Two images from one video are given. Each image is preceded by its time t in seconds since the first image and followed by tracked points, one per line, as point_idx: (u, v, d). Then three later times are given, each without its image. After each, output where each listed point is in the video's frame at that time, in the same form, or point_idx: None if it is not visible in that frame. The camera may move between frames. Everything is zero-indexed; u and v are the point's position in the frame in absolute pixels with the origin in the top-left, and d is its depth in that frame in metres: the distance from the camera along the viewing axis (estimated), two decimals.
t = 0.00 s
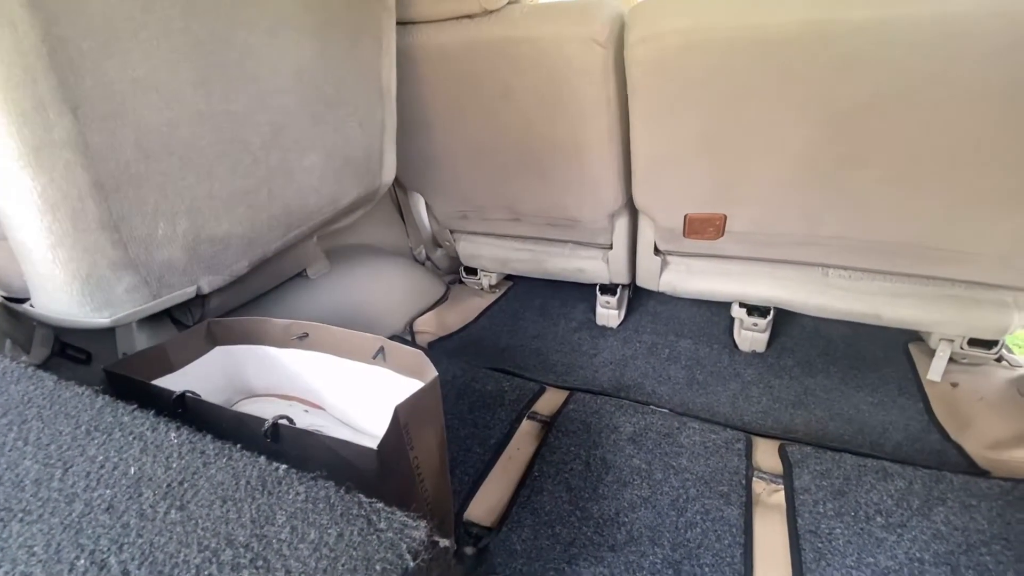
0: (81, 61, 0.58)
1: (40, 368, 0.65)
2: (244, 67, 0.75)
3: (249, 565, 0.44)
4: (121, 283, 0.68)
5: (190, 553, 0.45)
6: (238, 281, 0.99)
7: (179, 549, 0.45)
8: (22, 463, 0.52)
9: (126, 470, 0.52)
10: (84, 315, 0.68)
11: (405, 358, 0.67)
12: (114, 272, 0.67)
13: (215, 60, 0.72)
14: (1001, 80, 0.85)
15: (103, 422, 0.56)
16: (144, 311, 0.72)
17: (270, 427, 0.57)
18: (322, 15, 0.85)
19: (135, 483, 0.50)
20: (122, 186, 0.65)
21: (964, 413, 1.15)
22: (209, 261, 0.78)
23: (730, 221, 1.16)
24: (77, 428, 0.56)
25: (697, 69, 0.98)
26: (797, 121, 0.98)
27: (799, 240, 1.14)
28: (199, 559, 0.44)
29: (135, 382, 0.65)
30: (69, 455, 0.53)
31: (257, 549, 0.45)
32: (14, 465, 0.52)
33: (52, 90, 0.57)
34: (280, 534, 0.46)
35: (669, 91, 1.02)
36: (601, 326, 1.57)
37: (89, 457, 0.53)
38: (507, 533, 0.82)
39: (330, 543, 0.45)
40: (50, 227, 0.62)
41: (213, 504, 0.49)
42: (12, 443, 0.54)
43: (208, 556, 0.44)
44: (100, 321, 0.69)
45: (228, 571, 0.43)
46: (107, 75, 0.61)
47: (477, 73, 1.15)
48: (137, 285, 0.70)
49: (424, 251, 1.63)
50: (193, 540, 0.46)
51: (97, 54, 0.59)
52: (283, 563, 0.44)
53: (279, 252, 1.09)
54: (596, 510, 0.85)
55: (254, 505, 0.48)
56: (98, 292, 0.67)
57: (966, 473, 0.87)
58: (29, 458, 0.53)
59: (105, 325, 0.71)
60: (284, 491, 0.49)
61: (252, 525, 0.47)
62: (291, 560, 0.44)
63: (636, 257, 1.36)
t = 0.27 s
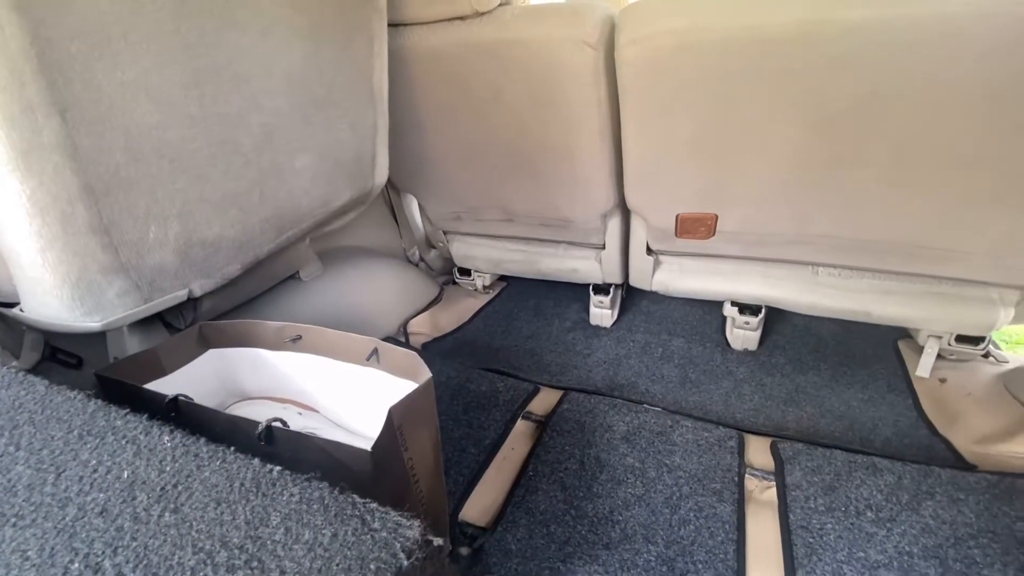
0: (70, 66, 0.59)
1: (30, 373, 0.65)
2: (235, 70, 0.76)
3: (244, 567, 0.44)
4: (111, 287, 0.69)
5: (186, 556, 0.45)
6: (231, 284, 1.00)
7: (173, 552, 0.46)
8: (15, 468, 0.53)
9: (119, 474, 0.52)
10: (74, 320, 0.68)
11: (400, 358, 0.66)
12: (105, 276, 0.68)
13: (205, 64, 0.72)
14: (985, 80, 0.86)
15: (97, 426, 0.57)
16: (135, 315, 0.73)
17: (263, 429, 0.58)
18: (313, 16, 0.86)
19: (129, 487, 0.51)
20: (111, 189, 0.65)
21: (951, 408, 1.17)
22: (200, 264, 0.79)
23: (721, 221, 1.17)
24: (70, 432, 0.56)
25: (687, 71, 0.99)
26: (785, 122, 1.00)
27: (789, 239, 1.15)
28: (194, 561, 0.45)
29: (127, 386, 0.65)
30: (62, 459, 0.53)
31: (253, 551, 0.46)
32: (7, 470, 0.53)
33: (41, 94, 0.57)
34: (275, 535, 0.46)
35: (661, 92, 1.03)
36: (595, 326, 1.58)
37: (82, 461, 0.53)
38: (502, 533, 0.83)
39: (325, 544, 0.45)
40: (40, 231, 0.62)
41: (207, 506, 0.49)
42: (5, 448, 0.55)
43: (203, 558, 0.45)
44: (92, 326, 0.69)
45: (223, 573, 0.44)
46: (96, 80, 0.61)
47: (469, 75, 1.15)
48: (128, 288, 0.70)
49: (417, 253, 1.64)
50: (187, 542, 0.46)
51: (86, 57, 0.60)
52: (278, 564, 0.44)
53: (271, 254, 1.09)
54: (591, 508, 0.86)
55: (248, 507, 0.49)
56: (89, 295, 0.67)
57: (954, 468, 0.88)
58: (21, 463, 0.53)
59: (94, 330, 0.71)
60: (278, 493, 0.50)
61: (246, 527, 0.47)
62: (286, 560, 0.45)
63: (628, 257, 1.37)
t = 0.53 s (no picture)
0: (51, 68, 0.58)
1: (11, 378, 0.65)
2: (218, 71, 0.76)
3: (221, 566, 0.44)
4: (94, 289, 0.69)
5: (162, 556, 0.45)
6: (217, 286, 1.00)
7: (150, 553, 0.46)
8: None
9: (97, 477, 0.52)
10: (55, 323, 0.69)
11: (386, 359, 0.66)
12: (88, 279, 0.67)
13: (187, 65, 0.72)
14: (969, 80, 0.87)
15: (75, 429, 0.57)
16: (118, 318, 0.73)
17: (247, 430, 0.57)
18: (297, 16, 0.86)
19: (106, 489, 0.51)
20: (93, 191, 0.65)
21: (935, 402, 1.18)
22: (184, 266, 0.79)
23: (708, 219, 1.18)
24: (48, 435, 0.56)
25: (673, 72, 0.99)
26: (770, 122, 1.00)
27: (775, 237, 1.16)
28: (171, 561, 0.45)
29: (109, 389, 0.65)
30: (39, 463, 0.53)
31: (230, 550, 0.46)
32: None
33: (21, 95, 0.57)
34: (253, 534, 0.47)
35: (647, 93, 1.03)
36: (585, 325, 1.59)
37: (60, 464, 0.53)
38: (491, 532, 0.83)
39: (303, 542, 0.46)
40: (20, 233, 0.62)
41: (185, 507, 0.49)
42: None
43: (180, 558, 0.45)
44: (73, 329, 0.70)
45: (200, 573, 0.44)
46: (77, 81, 0.61)
47: (456, 75, 1.16)
48: (111, 291, 0.70)
49: (406, 253, 1.64)
50: (164, 543, 0.46)
51: (66, 57, 0.60)
52: (256, 563, 0.44)
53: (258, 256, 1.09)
54: (581, 506, 0.86)
55: (227, 507, 0.49)
56: (71, 297, 0.67)
57: (938, 461, 0.89)
58: None
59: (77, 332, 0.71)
60: (258, 493, 0.50)
61: (225, 527, 0.47)
62: (264, 559, 0.45)
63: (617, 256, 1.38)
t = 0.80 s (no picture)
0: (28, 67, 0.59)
1: None
2: (197, 70, 0.76)
3: (192, 561, 0.44)
4: (73, 291, 0.69)
5: (133, 552, 0.45)
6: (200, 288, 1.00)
7: (121, 549, 0.46)
8: None
9: (69, 475, 0.52)
10: (33, 325, 0.69)
11: (371, 359, 0.66)
12: (66, 281, 0.67)
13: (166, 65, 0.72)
14: (953, 76, 0.86)
15: (47, 429, 0.57)
16: (96, 320, 0.73)
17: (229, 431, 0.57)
18: (278, 15, 0.86)
19: (78, 488, 0.51)
20: (71, 191, 0.65)
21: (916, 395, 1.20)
22: (164, 265, 0.79)
23: (692, 217, 1.19)
24: (20, 435, 0.56)
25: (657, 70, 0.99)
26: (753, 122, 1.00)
27: (758, 234, 1.17)
28: (142, 557, 0.45)
29: (87, 391, 0.64)
30: (10, 463, 0.53)
31: (201, 545, 0.46)
32: None
33: None
34: (225, 529, 0.47)
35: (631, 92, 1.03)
36: (574, 323, 1.60)
37: (31, 464, 0.53)
38: (478, 530, 0.83)
39: (275, 536, 0.46)
40: None
41: (158, 504, 0.49)
42: None
43: (151, 554, 0.45)
44: (52, 331, 0.70)
45: (170, 567, 0.44)
46: (53, 80, 0.61)
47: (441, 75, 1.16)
48: (90, 292, 0.70)
49: (394, 253, 1.64)
50: (135, 540, 0.46)
51: (43, 57, 0.60)
52: (227, 557, 0.45)
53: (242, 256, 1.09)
54: (567, 502, 0.87)
55: (200, 503, 0.49)
56: (49, 300, 0.67)
57: (918, 452, 0.90)
58: None
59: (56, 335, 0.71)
60: (231, 489, 0.50)
61: (197, 523, 0.48)
62: (236, 554, 0.45)
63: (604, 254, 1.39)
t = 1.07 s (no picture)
0: None
1: None
2: (173, 72, 0.77)
3: (160, 560, 0.45)
4: (48, 295, 0.69)
5: (102, 552, 0.46)
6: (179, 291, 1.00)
7: (89, 549, 0.46)
8: None
9: (40, 478, 0.53)
10: (9, 330, 0.70)
11: (352, 361, 0.67)
12: (40, 285, 0.68)
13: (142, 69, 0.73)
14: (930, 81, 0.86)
15: (19, 433, 0.58)
16: (73, 324, 0.73)
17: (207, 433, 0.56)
18: (257, 17, 0.87)
19: (49, 490, 0.52)
20: (45, 196, 0.65)
21: (892, 389, 1.23)
22: (143, 268, 0.79)
23: (673, 217, 1.21)
24: None
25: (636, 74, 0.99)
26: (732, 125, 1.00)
27: (738, 233, 1.19)
28: (110, 557, 0.46)
29: (62, 397, 0.64)
30: None
31: (170, 544, 0.47)
32: None
33: None
34: (193, 528, 0.48)
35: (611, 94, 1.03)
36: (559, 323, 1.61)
37: (3, 467, 0.54)
38: (461, 528, 0.84)
39: (242, 534, 0.47)
40: None
41: (128, 504, 0.50)
42: None
43: (119, 553, 0.46)
44: (27, 334, 0.71)
45: (139, 566, 0.45)
46: (25, 85, 0.61)
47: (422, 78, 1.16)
48: (66, 297, 0.71)
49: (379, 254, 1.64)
50: (104, 540, 0.47)
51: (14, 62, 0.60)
52: (195, 555, 0.46)
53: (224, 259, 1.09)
54: (550, 500, 0.88)
55: (169, 503, 0.50)
56: (25, 304, 0.68)
57: (892, 445, 0.92)
58: None
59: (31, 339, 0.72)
60: (201, 488, 0.51)
61: (166, 522, 0.48)
62: (203, 552, 0.46)
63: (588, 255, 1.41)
